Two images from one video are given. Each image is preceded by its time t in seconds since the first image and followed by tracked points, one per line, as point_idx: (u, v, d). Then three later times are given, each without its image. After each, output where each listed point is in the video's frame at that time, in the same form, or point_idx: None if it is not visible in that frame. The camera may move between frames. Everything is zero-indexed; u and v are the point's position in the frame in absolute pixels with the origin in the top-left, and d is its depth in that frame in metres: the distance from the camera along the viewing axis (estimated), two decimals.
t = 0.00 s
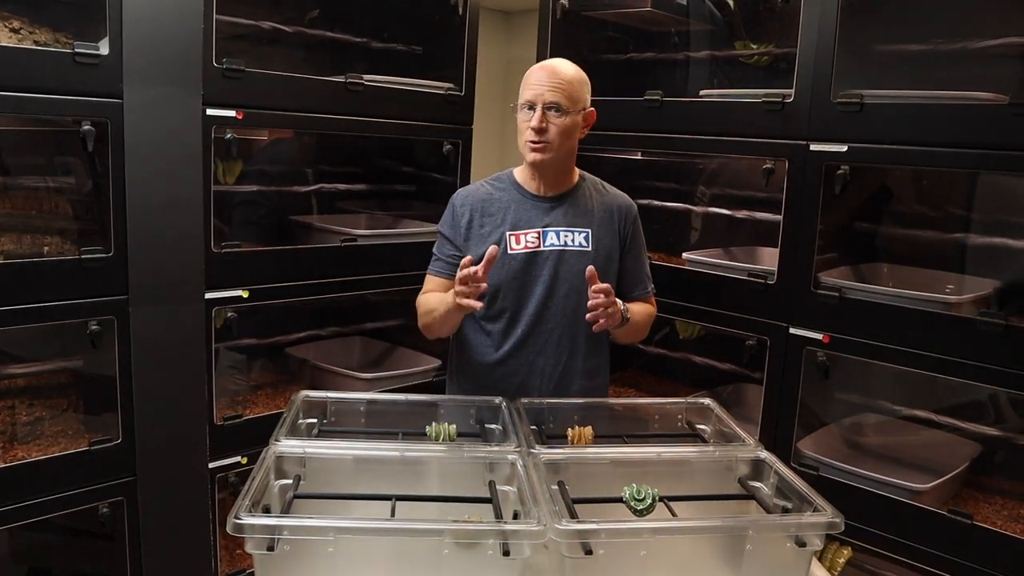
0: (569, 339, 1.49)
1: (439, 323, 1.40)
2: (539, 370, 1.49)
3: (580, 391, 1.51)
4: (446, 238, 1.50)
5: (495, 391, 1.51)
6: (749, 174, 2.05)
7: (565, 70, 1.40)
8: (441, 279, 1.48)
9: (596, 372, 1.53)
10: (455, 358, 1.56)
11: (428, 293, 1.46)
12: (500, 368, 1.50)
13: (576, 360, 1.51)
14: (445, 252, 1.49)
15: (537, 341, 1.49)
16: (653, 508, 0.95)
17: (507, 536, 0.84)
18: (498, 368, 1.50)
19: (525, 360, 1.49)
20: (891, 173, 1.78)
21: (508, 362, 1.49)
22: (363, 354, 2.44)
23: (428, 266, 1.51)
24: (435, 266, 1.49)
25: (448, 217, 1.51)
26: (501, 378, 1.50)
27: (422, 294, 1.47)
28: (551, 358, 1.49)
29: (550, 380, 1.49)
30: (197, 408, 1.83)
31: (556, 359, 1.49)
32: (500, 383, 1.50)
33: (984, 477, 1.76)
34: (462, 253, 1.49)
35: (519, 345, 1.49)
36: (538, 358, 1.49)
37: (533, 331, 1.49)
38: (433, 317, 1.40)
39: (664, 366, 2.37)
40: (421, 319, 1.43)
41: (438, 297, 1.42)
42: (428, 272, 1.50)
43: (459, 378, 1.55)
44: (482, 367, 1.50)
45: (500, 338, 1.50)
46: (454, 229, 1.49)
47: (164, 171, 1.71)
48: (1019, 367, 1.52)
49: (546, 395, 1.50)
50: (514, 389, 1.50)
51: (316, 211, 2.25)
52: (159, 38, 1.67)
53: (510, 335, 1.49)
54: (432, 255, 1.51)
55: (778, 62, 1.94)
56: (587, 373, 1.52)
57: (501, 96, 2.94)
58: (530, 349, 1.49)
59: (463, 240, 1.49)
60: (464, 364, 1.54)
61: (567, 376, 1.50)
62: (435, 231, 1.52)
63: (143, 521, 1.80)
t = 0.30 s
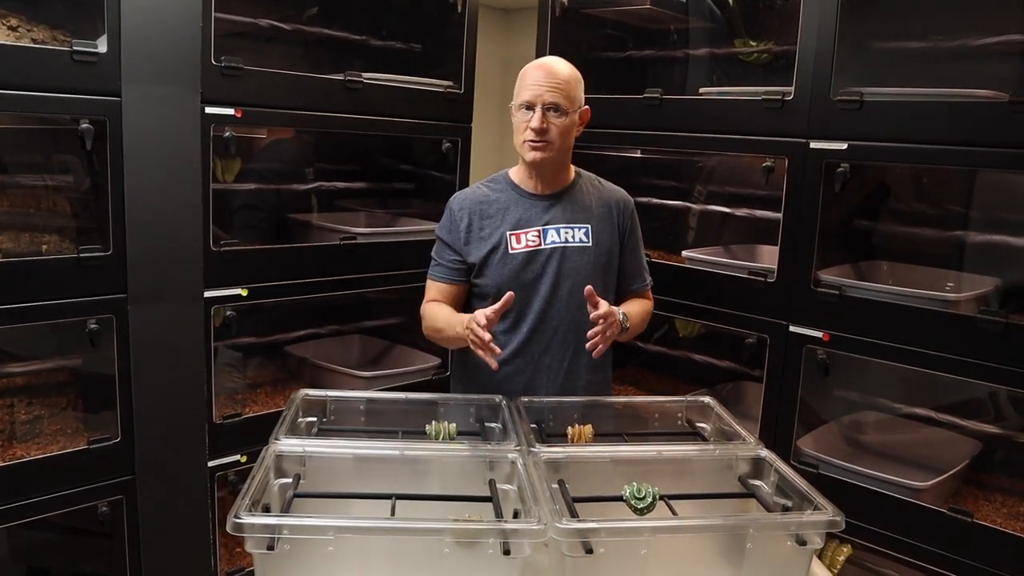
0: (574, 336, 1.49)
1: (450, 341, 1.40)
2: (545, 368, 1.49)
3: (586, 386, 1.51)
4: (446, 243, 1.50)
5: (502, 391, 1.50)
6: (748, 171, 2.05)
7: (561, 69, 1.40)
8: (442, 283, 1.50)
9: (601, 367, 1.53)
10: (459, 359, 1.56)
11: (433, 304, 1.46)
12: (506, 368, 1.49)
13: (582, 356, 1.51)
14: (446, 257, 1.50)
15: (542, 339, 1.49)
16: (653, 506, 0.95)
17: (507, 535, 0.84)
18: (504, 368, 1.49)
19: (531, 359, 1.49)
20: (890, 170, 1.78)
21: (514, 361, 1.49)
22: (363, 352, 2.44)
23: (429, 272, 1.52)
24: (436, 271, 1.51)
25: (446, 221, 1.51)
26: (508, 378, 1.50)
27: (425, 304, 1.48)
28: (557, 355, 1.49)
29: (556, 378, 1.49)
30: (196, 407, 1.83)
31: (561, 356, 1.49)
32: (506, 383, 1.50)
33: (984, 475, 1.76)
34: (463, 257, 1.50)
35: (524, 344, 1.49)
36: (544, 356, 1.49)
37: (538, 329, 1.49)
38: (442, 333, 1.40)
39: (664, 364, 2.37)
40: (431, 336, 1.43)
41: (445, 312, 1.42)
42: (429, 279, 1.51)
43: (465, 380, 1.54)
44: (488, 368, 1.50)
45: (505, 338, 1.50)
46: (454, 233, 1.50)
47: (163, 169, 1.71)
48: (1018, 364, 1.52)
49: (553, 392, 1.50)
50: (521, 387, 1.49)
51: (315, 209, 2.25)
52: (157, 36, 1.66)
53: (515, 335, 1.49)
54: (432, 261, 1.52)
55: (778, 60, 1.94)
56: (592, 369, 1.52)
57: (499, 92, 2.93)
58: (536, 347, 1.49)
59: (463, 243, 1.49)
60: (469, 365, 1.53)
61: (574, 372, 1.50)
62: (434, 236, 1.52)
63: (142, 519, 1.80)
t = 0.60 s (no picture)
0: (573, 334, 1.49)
1: (447, 340, 1.40)
2: (544, 366, 1.49)
3: (585, 385, 1.51)
4: (446, 242, 1.50)
5: (501, 390, 1.50)
6: (747, 170, 2.05)
7: (564, 70, 1.39)
8: (442, 282, 1.50)
9: (600, 366, 1.53)
10: (459, 359, 1.56)
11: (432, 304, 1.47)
12: (506, 366, 1.49)
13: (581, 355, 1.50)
14: (445, 256, 1.50)
15: (540, 338, 1.49)
16: (653, 505, 0.95)
17: (507, 534, 0.84)
18: (503, 367, 1.49)
19: (530, 357, 1.49)
20: (890, 168, 1.78)
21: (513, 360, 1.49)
22: (362, 351, 2.44)
23: (428, 270, 1.52)
24: (435, 270, 1.50)
25: (446, 220, 1.51)
26: (507, 377, 1.50)
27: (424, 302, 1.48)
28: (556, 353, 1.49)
29: (555, 376, 1.49)
30: (195, 406, 1.82)
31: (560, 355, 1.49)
32: (506, 382, 1.50)
33: (983, 473, 1.76)
34: (462, 256, 1.50)
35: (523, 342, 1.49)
36: (543, 355, 1.49)
37: (537, 328, 1.49)
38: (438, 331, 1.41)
39: (663, 363, 2.37)
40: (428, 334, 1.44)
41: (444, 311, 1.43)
42: (428, 278, 1.51)
43: (465, 379, 1.55)
44: (487, 367, 1.50)
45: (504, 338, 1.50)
46: (453, 232, 1.50)
47: (162, 169, 1.71)
48: (1018, 363, 1.52)
49: (552, 391, 1.50)
50: (520, 386, 1.49)
51: (314, 208, 2.24)
52: (156, 35, 1.66)
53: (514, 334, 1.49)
54: (432, 259, 1.52)
55: (777, 59, 1.94)
56: (591, 367, 1.52)
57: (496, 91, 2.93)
58: (535, 346, 1.49)
59: (463, 242, 1.49)
60: (469, 365, 1.54)
61: (573, 371, 1.50)
62: (434, 236, 1.52)
63: (142, 519, 1.79)
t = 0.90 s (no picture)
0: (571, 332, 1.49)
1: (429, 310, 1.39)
2: (542, 363, 1.49)
3: (583, 383, 1.51)
4: (445, 233, 1.49)
5: (499, 387, 1.50)
6: (746, 169, 2.05)
7: (567, 71, 1.40)
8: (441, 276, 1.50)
9: (598, 364, 1.53)
10: (456, 356, 1.55)
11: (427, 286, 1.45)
12: (503, 362, 1.49)
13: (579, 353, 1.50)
14: (444, 246, 1.48)
15: (539, 335, 1.49)
16: (652, 504, 0.95)
17: (507, 532, 0.84)
18: (501, 363, 1.49)
19: (528, 354, 1.48)
20: (889, 167, 1.78)
21: (511, 357, 1.49)
22: (361, 350, 2.44)
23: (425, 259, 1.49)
24: (432, 259, 1.48)
25: (446, 213, 1.50)
26: (505, 373, 1.49)
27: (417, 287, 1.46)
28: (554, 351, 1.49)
29: (553, 373, 1.49)
30: (195, 405, 1.82)
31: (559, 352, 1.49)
32: (504, 378, 1.49)
33: (981, 472, 1.77)
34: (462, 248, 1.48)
35: (521, 339, 1.48)
36: (541, 352, 1.49)
37: (535, 325, 1.49)
38: (428, 313, 1.39)
39: (662, 362, 2.37)
40: (414, 311, 1.41)
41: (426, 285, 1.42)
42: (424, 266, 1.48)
43: (462, 375, 1.54)
44: (485, 364, 1.50)
45: (502, 334, 1.50)
46: (453, 224, 1.49)
47: (161, 168, 1.70)
48: (1016, 361, 1.53)
49: (550, 389, 1.50)
50: (518, 383, 1.49)
51: (313, 207, 2.24)
52: (155, 34, 1.66)
53: (512, 330, 1.49)
54: (430, 249, 1.49)
55: (777, 58, 1.94)
56: (589, 365, 1.52)
57: (496, 90, 2.93)
58: (533, 343, 1.49)
59: (463, 235, 1.48)
60: (466, 361, 1.53)
61: (571, 368, 1.50)
62: (434, 228, 1.51)
63: (141, 518, 1.79)
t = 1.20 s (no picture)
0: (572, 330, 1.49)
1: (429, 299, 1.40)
2: (543, 362, 1.49)
3: (584, 381, 1.51)
4: (445, 230, 1.48)
5: (500, 385, 1.50)
6: (746, 169, 2.05)
7: (566, 68, 1.40)
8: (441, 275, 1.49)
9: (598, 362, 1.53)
10: (456, 354, 1.55)
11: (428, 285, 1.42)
12: (505, 360, 1.49)
13: (580, 351, 1.50)
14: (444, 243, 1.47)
15: (540, 332, 1.49)
16: (652, 503, 0.95)
17: (506, 532, 0.84)
18: (502, 362, 1.49)
19: (529, 352, 1.48)
20: (888, 167, 1.78)
21: (512, 355, 1.49)
22: (361, 350, 2.44)
23: (425, 257, 1.48)
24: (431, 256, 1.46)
25: (447, 211, 1.50)
26: (506, 371, 1.49)
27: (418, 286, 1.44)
28: (556, 349, 1.49)
29: (554, 371, 1.49)
30: (194, 405, 1.82)
31: (560, 350, 1.49)
32: (505, 376, 1.49)
33: (981, 471, 1.77)
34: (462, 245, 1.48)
35: (522, 337, 1.48)
36: (543, 350, 1.49)
37: (536, 323, 1.49)
38: (427, 302, 1.40)
39: (662, 361, 2.36)
40: (413, 304, 1.43)
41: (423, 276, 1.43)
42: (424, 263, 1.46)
43: (462, 374, 1.54)
44: (486, 362, 1.50)
45: (503, 332, 1.50)
46: (454, 222, 1.48)
47: (161, 167, 1.70)
48: (1015, 361, 1.53)
49: (551, 387, 1.50)
50: (519, 381, 1.49)
51: (313, 207, 2.24)
52: (155, 33, 1.66)
53: (514, 328, 1.49)
54: (430, 247, 1.48)
55: (776, 58, 1.94)
56: (590, 363, 1.52)
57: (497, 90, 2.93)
58: (534, 341, 1.48)
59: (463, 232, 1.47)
60: (467, 360, 1.53)
61: (572, 366, 1.50)
62: (434, 225, 1.50)
63: (141, 518, 1.79)
